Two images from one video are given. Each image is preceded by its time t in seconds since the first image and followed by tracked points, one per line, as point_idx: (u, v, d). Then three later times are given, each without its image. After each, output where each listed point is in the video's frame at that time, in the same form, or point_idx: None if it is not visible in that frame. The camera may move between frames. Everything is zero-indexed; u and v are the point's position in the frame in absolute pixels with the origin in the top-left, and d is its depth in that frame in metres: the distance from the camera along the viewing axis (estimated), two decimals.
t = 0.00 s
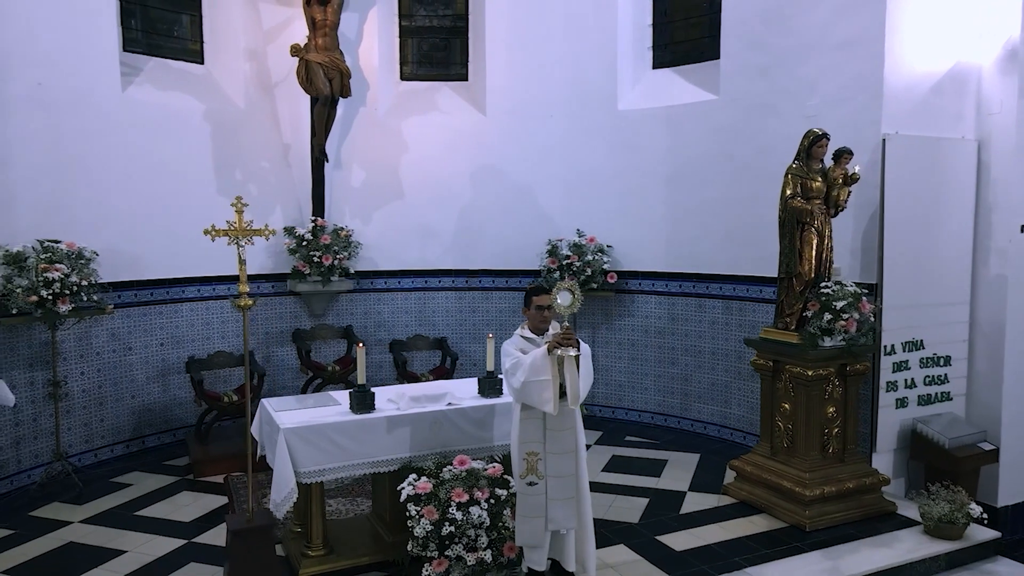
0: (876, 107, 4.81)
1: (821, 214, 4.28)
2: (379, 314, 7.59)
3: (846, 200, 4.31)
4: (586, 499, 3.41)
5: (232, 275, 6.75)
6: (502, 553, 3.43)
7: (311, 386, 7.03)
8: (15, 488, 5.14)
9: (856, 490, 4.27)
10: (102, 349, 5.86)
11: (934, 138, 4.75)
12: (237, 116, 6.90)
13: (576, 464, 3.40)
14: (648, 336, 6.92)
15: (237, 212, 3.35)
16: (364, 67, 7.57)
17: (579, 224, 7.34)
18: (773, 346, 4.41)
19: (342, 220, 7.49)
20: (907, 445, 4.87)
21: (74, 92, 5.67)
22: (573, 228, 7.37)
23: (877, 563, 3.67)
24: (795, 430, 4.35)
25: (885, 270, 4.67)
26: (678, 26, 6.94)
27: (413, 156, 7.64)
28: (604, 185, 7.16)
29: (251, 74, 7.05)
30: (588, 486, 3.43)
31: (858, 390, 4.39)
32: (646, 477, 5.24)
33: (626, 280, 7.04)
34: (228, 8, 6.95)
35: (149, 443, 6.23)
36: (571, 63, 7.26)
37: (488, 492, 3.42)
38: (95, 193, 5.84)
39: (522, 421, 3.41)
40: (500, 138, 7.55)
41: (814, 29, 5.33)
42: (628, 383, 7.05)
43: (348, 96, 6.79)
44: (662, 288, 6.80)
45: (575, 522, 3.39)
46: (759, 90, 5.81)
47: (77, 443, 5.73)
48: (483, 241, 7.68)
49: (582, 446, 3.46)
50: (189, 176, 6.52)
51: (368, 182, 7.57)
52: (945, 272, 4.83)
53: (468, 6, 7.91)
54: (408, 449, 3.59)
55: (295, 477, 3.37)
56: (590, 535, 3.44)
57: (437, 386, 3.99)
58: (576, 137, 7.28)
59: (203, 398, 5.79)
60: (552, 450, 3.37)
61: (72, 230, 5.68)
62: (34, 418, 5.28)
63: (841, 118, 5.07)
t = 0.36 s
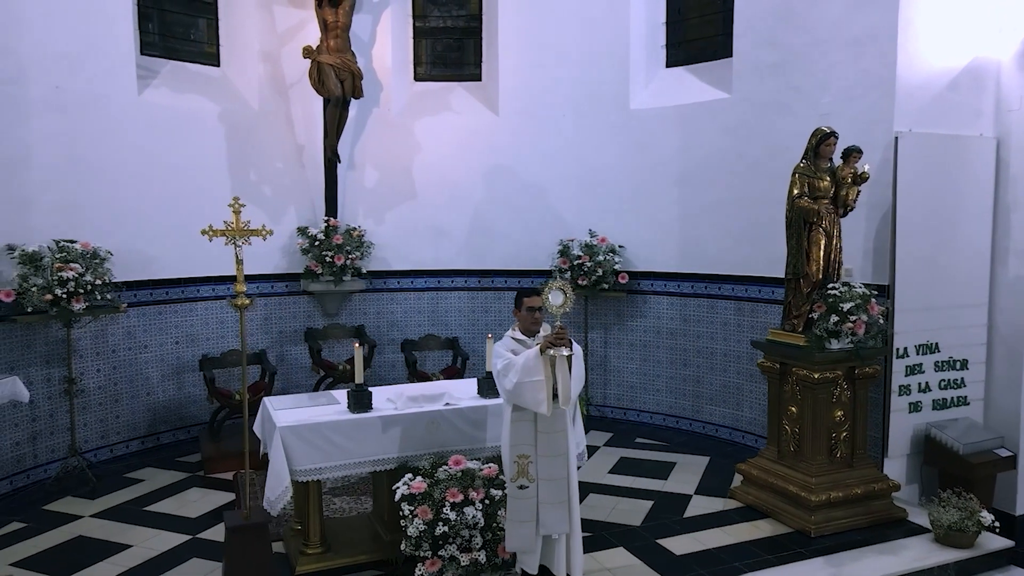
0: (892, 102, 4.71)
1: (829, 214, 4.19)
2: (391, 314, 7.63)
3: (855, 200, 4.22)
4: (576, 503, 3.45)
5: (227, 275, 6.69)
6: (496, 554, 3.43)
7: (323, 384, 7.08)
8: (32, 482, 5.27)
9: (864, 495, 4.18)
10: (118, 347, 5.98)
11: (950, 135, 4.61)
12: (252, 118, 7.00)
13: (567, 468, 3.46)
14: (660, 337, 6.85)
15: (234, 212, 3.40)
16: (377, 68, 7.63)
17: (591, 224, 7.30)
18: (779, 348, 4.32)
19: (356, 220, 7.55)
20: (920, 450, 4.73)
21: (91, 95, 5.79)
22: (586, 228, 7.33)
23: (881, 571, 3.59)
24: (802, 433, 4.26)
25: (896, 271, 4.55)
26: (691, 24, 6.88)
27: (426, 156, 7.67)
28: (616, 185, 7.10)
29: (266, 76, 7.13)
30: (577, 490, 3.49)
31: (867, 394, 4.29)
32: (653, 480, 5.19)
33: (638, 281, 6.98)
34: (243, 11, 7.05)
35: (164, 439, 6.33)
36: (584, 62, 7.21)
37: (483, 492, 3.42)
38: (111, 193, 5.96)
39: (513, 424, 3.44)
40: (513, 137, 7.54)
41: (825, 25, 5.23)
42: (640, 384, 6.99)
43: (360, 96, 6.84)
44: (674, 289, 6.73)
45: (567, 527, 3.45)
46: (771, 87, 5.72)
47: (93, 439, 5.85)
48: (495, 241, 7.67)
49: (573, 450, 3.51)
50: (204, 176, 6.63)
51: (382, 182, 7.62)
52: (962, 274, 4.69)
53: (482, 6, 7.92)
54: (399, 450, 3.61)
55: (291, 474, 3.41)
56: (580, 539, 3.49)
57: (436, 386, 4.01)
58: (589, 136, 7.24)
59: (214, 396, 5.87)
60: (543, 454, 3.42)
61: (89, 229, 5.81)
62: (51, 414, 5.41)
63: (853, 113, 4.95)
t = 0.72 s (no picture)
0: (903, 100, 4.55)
1: (836, 213, 4.10)
2: (404, 314, 7.66)
3: (864, 200, 4.14)
4: (571, 504, 3.45)
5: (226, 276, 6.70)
6: (490, 554, 3.44)
7: (335, 383, 7.13)
8: (48, 476, 5.39)
9: (872, 502, 4.08)
10: (133, 345, 6.09)
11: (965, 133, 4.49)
12: (266, 119, 7.08)
13: (561, 469, 3.46)
14: (672, 339, 6.78)
15: (232, 212, 3.43)
16: (390, 69, 7.66)
17: (603, 224, 7.25)
18: (786, 350, 4.24)
19: (368, 220, 7.60)
20: (933, 455, 4.59)
21: (107, 97, 5.90)
22: (597, 228, 7.28)
23: None
24: (808, 437, 4.17)
25: (907, 272, 4.43)
26: (705, 22, 6.79)
27: (438, 156, 7.69)
28: (628, 185, 7.04)
29: (280, 78, 7.21)
30: (572, 491, 3.48)
31: (877, 397, 4.19)
32: (659, 482, 5.14)
33: (650, 282, 6.92)
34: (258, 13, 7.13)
35: (178, 436, 6.44)
36: (596, 61, 7.16)
37: (478, 493, 3.41)
38: (127, 194, 6.07)
39: (507, 426, 3.45)
40: (525, 137, 7.51)
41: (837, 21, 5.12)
42: (652, 385, 6.93)
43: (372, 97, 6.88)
44: (686, 289, 6.66)
45: (562, 528, 3.44)
46: (782, 85, 5.62)
47: (109, 435, 5.96)
48: (507, 241, 7.66)
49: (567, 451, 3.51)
50: (217, 178, 6.72)
51: (394, 182, 7.66)
52: (978, 275, 4.56)
53: (495, 6, 7.90)
54: (393, 449, 3.62)
55: (287, 472, 3.44)
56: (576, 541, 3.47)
57: (435, 386, 4.01)
58: (601, 136, 7.18)
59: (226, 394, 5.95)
60: (538, 455, 3.42)
61: (104, 229, 5.92)
62: (67, 410, 5.52)
63: (864, 112, 4.82)
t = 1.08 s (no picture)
0: (914, 99, 4.43)
1: (843, 213, 4.02)
2: (416, 314, 7.69)
3: (873, 199, 4.04)
4: (567, 505, 3.41)
5: (223, 277, 6.70)
6: (485, 555, 3.42)
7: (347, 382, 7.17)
8: (63, 471, 5.50)
9: (879, 508, 3.98)
10: (148, 343, 6.19)
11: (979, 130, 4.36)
12: (280, 121, 7.16)
13: (557, 470, 3.42)
14: (683, 340, 6.71)
15: (231, 214, 3.47)
16: (403, 70, 7.70)
17: (615, 224, 7.19)
18: (792, 353, 4.15)
19: (381, 220, 7.64)
20: (946, 462, 4.47)
21: (123, 100, 6.01)
22: (609, 228, 7.22)
23: None
24: (814, 441, 4.09)
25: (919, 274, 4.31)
26: (718, 19, 6.71)
27: (451, 157, 7.70)
28: (640, 185, 6.98)
29: (294, 80, 7.28)
30: (568, 492, 3.45)
31: (886, 401, 4.08)
32: (666, 485, 5.09)
33: (662, 282, 6.86)
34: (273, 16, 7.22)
35: (192, 433, 6.54)
36: (609, 60, 7.10)
37: (473, 494, 3.41)
38: (142, 195, 6.17)
39: (503, 426, 3.40)
40: (537, 137, 7.49)
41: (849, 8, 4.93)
42: (663, 387, 6.86)
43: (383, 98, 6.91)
44: (697, 290, 6.59)
45: (558, 529, 3.40)
46: (794, 83, 5.51)
47: (124, 431, 6.07)
48: (520, 242, 7.63)
49: (564, 452, 3.47)
50: (231, 179, 6.82)
51: (407, 183, 7.69)
52: (994, 277, 4.43)
53: (508, 6, 7.89)
54: (391, 448, 3.64)
55: (284, 471, 3.46)
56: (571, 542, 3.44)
57: (434, 386, 4.02)
58: (613, 136, 7.13)
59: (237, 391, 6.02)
60: (534, 455, 3.37)
61: (120, 230, 6.03)
62: (83, 407, 5.64)
63: (875, 109, 4.70)
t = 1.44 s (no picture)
0: (926, 95, 4.30)
1: (849, 214, 3.94)
2: (428, 314, 7.70)
3: (882, 200, 3.95)
4: (566, 505, 3.30)
5: (220, 277, 6.66)
6: (480, 557, 3.40)
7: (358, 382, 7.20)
8: (78, 467, 5.61)
9: (886, 515, 3.90)
10: (162, 342, 6.29)
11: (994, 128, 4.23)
12: (293, 122, 7.23)
13: (557, 470, 3.31)
14: (694, 341, 6.63)
15: (229, 215, 3.52)
16: (415, 71, 7.73)
17: (626, 225, 7.14)
18: (797, 355, 4.08)
19: (393, 221, 7.69)
20: (959, 468, 4.35)
21: (137, 102, 6.11)
22: (620, 229, 7.17)
23: None
24: (819, 445, 4.01)
25: (930, 276, 4.20)
26: (731, 17, 6.62)
27: (462, 157, 7.71)
28: (652, 185, 6.92)
29: (307, 81, 7.34)
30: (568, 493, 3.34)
31: (893, 405, 4.00)
32: (672, 488, 5.03)
33: (673, 283, 6.80)
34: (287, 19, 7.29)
35: (205, 431, 6.62)
36: (621, 59, 7.04)
37: (468, 495, 3.40)
38: (156, 196, 6.27)
39: (501, 427, 3.31)
40: (549, 137, 7.46)
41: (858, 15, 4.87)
42: (675, 389, 6.79)
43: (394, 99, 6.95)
44: (709, 291, 6.51)
45: (557, 529, 3.29)
46: (805, 82, 5.42)
47: (138, 428, 6.17)
48: (531, 242, 7.61)
49: (564, 452, 3.36)
50: (244, 180, 6.91)
51: (419, 183, 7.72)
52: (1009, 278, 4.30)
53: (521, 6, 7.86)
54: (391, 449, 3.66)
55: (281, 470, 3.49)
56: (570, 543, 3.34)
57: (433, 386, 4.03)
58: (624, 136, 7.07)
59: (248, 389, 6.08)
60: (532, 457, 3.27)
61: (134, 231, 6.12)
62: (97, 404, 5.75)
63: (885, 107, 4.59)
